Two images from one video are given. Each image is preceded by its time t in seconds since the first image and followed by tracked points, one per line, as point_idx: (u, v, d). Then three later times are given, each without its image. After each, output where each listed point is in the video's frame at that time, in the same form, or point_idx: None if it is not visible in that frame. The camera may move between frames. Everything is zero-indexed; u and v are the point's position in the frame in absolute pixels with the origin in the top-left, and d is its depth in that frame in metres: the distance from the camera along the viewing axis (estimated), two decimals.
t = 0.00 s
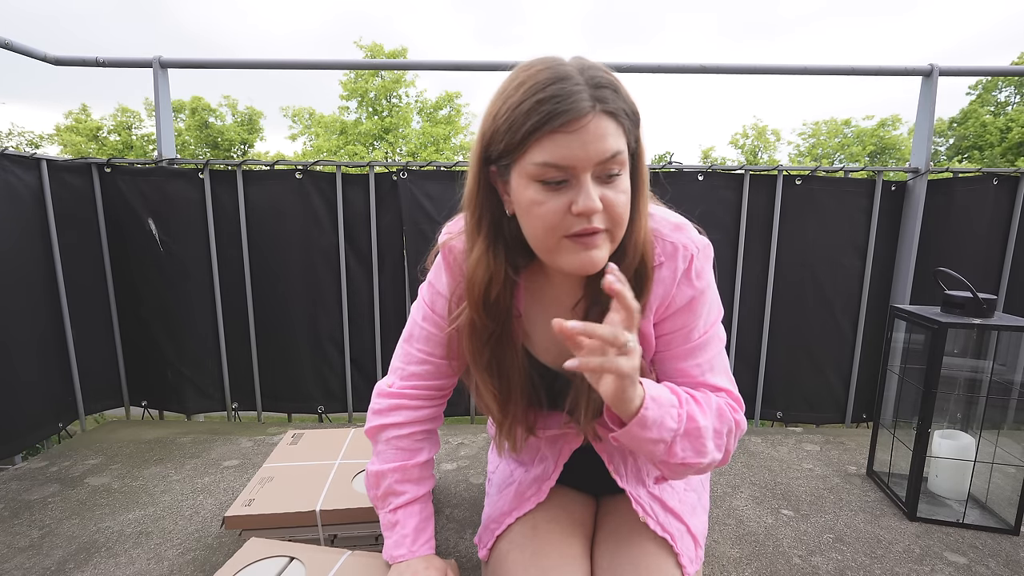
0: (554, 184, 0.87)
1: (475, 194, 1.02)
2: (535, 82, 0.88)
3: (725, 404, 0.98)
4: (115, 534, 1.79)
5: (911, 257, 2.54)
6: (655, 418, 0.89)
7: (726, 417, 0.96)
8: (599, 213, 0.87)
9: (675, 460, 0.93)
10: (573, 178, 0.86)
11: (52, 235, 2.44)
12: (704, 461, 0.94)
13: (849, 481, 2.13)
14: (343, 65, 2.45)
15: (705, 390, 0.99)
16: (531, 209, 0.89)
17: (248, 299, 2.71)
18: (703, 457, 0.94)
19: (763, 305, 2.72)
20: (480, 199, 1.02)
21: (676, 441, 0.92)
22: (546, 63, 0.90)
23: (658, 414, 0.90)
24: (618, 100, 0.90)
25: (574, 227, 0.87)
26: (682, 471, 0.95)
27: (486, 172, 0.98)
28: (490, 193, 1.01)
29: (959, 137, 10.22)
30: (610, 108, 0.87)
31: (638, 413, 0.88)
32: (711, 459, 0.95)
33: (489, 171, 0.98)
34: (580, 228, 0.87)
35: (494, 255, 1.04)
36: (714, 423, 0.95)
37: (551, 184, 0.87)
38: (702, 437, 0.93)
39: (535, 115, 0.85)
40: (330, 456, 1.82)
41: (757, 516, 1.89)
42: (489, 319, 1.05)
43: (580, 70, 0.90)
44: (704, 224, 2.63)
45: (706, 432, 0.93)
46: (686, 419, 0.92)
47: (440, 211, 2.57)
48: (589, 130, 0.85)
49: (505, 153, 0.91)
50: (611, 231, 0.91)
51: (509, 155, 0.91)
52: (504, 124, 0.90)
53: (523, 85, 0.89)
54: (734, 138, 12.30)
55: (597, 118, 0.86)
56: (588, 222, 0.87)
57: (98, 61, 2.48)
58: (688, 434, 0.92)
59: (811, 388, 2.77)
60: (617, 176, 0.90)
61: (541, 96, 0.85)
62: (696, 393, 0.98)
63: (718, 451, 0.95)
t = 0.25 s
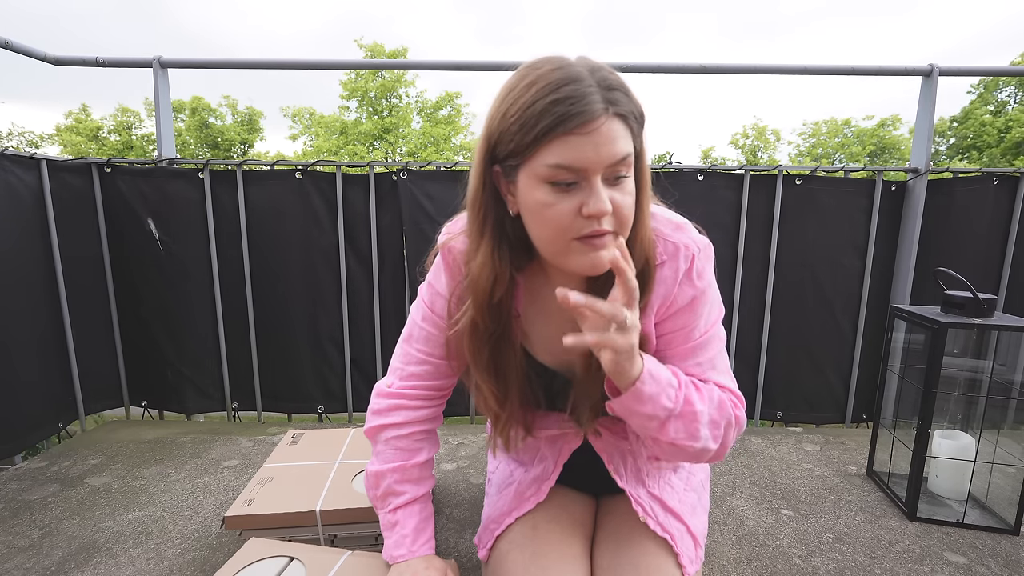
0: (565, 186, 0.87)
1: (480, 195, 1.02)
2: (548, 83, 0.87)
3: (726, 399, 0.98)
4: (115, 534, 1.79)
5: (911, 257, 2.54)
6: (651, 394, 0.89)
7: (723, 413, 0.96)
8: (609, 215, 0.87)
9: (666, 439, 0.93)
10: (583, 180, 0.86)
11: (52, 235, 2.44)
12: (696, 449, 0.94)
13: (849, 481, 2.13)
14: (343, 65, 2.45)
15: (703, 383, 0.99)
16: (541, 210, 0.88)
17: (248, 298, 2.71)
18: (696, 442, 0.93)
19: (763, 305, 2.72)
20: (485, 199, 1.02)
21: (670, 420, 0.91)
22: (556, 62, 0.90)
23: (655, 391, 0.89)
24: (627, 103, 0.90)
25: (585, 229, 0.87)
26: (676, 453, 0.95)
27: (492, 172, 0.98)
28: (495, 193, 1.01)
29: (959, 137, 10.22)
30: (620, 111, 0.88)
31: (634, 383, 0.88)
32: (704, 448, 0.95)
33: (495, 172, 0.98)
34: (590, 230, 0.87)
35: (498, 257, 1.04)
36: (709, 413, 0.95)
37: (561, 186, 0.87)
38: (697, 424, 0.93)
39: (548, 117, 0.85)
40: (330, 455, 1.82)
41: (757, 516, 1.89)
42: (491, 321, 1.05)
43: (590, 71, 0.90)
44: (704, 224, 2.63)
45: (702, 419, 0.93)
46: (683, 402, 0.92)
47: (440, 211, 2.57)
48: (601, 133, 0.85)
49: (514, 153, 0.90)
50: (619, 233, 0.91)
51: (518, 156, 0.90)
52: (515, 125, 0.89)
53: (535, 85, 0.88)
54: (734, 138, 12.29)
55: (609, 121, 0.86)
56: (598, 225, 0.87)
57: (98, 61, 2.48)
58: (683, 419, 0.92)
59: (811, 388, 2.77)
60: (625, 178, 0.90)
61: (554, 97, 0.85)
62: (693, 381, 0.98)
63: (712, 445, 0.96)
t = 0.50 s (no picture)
0: (567, 183, 0.87)
1: (482, 193, 1.02)
2: (551, 79, 0.87)
3: (721, 406, 0.98)
4: (115, 534, 1.79)
5: (911, 257, 2.54)
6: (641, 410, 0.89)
7: (718, 417, 0.96)
8: (611, 213, 0.87)
9: (658, 450, 0.93)
10: (586, 177, 0.87)
11: (52, 235, 2.44)
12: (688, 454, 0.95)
13: (849, 481, 2.13)
14: (343, 65, 2.45)
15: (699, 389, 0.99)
16: (544, 208, 0.88)
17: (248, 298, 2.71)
18: (688, 448, 0.94)
19: (763, 305, 2.72)
20: (487, 198, 1.02)
21: (661, 433, 0.91)
22: (560, 61, 0.90)
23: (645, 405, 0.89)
24: (630, 102, 0.90)
25: (587, 227, 0.87)
26: (667, 462, 0.96)
27: (494, 170, 0.98)
28: (496, 191, 1.01)
29: (958, 137, 10.22)
30: (623, 109, 0.88)
31: (626, 403, 0.87)
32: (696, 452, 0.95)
33: (496, 170, 0.98)
34: (592, 229, 0.87)
35: (498, 257, 1.04)
36: (702, 417, 0.95)
37: (564, 184, 0.87)
38: (689, 433, 0.93)
39: (551, 113, 0.85)
40: (330, 455, 1.82)
41: (757, 516, 1.89)
42: (488, 319, 1.05)
43: (594, 69, 0.90)
44: (704, 224, 2.63)
45: (694, 428, 0.93)
46: (674, 415, 0.92)
47: (440, 211, 2.57)
48: (604, 130, 0.85)
49: (517, 150, 0.90)
50: (620, 232, 0.91)
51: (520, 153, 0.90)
52: (517, 122, 0.89)
53: (539, 81, 0.88)
54: (734, 138, 12.29)
55: (611, 118, 0.86)
56: (601, 223, 0.87)
57: (98, 61, 2.48)
58: (675, 428, 0.92)
59: (811, 388, 2.77)
60: (627, 177, 0.90)
61: (558, 93, 0.85)
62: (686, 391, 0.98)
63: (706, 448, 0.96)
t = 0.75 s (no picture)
0: (571, 185, 0.87)
1: (484, 195, 1.02)
2: (554, 80, 0.86)
3: (721, 406, 0.98)
4: (115, 534, 1.79)
5: (911, 257, 2.54)
6: (637, 403, 0.90)
7: (716, 414, 0.96)
8: (615, 215, 0.88)
9: (655, 448, 0.94)
10: (590, 179, 0.87)
11: (52, 235, 2.44)
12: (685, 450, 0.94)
13: (848, 481, 2.13)
14: (343, 65, 2.45)
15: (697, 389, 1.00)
16: (548, 210, 0.89)
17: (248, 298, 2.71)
18: (684, 445, 0.94)
19: (763, 305, 2.72)
20: (488, 199, 1.02)
21: (658, 429, 0.92)
22: (562, 61, 0.89)
23: (641, 399, 0.90)
24: (633, 102, 0.90)
25: (592, 228, 0.88)
26: (664, 459, 0.96)
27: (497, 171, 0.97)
28: (498, 192, 1.01)
29: (958, 137, 10.22)
30: (626, 109, 0.88)
31: (621, 395, 0.89)
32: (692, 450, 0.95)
33: (499, 171, 0.98)
34: (596, 231, 0.88)
35: (500, 258, 1.04)
36: (699, 414, 0.95)
37: (568, 186, 0.87)
38: (686, 429, 0.93)
39: (555, 114, 0.84)
40: (330, 456, 1.82)
41: (757, 516, 1.89)
42: (488, 321, 1.05)
43: (597, 70, 0.90)
44: (704, 224, 2.63)
45: (690, 424, 0.93)
46: (671, 410, 0.93)
47: (440, 211, 2.58)
48: (608, 132, 0.85)
49: (519, 152, 0.90)
50: (624, 233, 0.92)
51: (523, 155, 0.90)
52: (520, 123, 0.88)
53: (541, 82, 0.87)
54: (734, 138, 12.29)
55: (615, 119, 0.86)
56: (605, 224, 0.88)
57: (98, 61, 2.48)
58: (672, 424, 0.92)
59: (811, 388, 2.77)
60: (630, 178, 0.91)
61: (561, 94, 0.84)
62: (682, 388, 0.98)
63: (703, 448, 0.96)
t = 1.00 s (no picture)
0: (572, 188, 0.87)
1: (484, 196, 1.02)
2: (555, 83, 0.86)
3: (722, 406, 0.97)
4: (115, 534, 1.79)
5: (911, 257, 2.54)
6: (644, 386, 0.90)
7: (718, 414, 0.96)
8: (615, 217, 0.88)
9: (657, 435, 0.93)
10: (591, 183, 0.87)
11: (52, 235, 2.44)
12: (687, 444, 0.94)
13: (849, 481, 2.13)
14: (343, 65, 2.45)
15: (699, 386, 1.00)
16: (548, 213, 0.89)
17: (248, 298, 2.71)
18: (687, 437, 0.93)
19: (763, 305, 2.72)
20: (488, 201, 1.02)
21: (661, 416, 0.91)
22: (564, 63, 0.89)
23: (649, 382, 0.90)
24: (634, 104, 0.90)
25: (593, 231, 0.88)
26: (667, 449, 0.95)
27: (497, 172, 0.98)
28: (497, 193, 1.01)
29: (958, 137, 10.22)
30: (627, 112, 0.88)
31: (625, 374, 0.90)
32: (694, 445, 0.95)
33: (499, 172, 0.98)
34: (597, 233, 0.89)
35: (499, 258, 1.04)
36: (703, 409, 0.95)
37: (569, 189, 0.88)
38: (690, 421, 0.93)
39: (556, 118, 0.84)
40: (330, 456, 1.82)
41: (756, 516, 1.89)
42: (487, 323, 1.05)
43: (598, 72, 0.90)
44: (704, 224, 2.63)
45: (694, 418, 0.93)
46: (676, 400, 0.92)
47: (440, 211, 2.58)
48: (609, 136, 0.85)
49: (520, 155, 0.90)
50: (625, 235, 0.93)
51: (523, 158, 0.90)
52: (520, 126, 0.88)
53: (541, 85, 0.87)
54: (734, 138, 12.30)
55: (616, 122, 0.86)
56: (605, 227, 0.88)
57: (98, 61, 2.48)
58: (677, 414, 0.92)
59: (811, 388, 2.77)
60: (631, 180, 0.91)
61: (562, 98, 0.84)
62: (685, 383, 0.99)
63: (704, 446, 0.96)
